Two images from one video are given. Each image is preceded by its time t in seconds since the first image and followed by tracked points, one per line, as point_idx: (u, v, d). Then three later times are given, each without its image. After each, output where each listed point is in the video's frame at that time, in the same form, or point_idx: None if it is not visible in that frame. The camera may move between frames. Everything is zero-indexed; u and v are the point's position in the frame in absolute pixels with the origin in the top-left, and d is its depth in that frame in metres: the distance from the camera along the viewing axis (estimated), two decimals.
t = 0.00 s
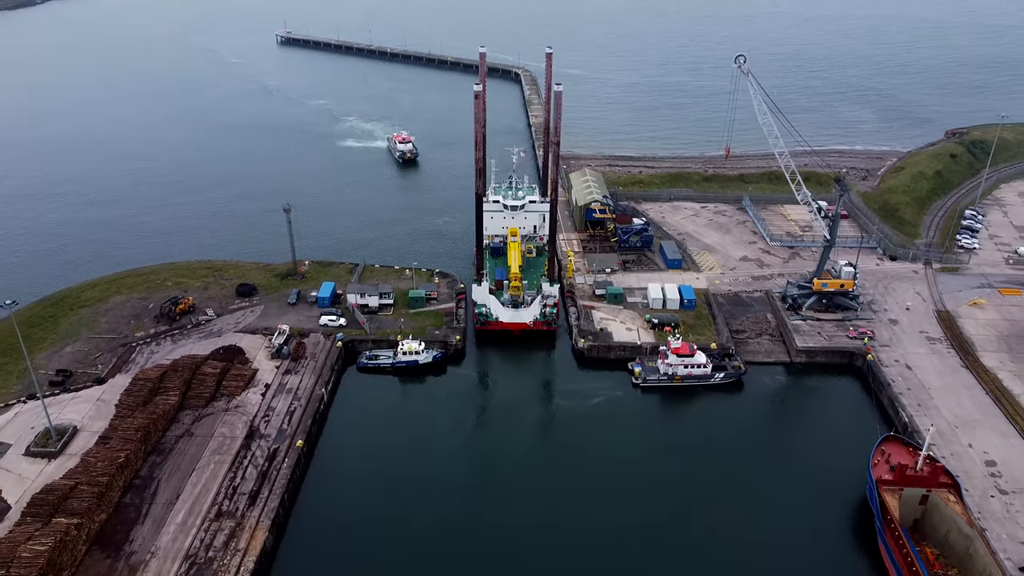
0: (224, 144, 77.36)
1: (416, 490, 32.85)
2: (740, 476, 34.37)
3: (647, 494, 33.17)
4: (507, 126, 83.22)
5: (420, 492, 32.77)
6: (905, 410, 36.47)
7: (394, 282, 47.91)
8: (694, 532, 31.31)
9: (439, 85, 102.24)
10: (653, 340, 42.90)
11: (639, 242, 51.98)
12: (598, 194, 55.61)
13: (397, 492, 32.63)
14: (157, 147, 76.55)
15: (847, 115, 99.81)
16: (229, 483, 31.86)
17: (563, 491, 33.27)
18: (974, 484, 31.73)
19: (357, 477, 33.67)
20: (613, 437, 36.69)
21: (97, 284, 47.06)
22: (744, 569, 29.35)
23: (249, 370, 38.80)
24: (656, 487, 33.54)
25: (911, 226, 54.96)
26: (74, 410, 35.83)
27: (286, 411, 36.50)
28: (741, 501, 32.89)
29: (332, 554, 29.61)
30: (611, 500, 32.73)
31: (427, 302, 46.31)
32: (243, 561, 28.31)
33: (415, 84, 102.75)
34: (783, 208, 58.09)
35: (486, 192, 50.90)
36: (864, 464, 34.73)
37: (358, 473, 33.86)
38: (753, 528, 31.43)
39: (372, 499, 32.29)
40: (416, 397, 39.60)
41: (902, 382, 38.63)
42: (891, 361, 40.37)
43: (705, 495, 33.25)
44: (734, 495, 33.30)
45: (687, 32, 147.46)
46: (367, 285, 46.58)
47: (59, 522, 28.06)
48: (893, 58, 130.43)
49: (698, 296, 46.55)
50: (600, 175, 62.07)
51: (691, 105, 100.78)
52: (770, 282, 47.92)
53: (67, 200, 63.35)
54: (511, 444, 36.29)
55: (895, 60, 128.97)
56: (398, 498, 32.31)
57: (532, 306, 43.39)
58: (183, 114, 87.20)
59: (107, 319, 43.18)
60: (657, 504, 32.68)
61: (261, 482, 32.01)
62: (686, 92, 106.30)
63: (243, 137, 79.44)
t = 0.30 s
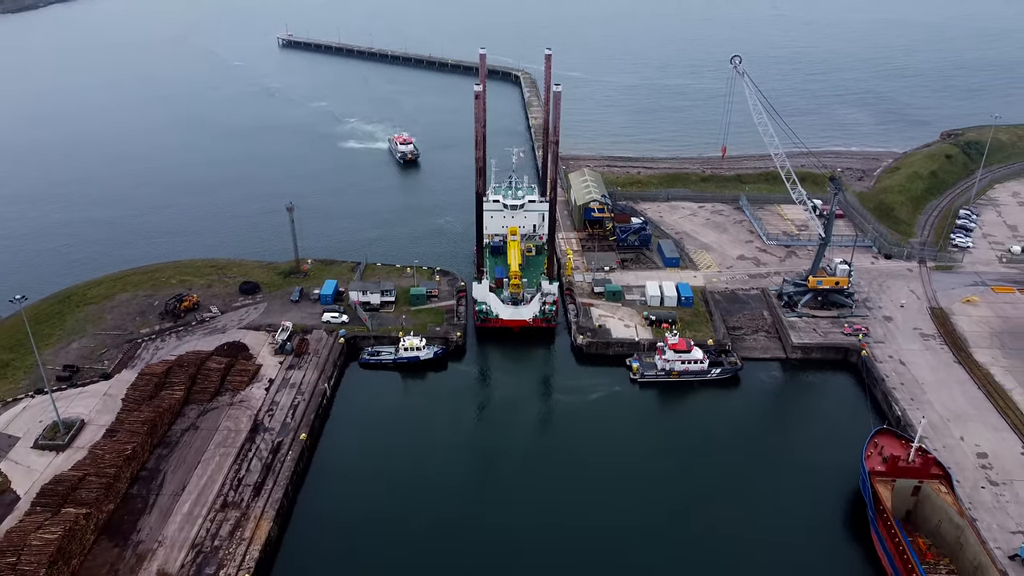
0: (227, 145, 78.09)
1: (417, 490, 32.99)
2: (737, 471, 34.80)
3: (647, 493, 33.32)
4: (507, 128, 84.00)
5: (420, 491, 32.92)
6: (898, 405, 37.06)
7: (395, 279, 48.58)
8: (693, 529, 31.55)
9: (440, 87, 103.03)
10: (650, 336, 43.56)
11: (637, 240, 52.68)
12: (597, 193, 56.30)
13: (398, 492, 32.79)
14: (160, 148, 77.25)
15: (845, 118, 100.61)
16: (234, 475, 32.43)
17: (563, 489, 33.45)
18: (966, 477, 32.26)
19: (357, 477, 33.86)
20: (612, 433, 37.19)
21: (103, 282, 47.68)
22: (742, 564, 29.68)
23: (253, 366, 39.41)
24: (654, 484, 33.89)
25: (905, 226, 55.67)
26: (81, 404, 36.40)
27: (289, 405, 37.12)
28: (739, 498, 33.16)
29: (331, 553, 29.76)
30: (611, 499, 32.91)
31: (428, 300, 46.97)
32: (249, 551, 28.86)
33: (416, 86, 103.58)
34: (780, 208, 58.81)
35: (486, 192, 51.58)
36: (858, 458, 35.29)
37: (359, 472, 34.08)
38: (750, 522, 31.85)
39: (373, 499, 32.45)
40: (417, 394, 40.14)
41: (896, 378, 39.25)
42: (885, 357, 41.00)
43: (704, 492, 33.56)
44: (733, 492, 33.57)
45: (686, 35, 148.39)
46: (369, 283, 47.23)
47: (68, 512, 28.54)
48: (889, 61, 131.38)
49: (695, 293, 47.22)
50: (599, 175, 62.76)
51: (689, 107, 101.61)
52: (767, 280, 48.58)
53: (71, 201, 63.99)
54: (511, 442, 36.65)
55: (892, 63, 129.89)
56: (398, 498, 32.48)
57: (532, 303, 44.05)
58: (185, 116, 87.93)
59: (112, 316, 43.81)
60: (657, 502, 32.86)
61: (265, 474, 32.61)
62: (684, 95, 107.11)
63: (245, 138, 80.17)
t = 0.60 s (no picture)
0: (230, 152, 79.09)
1: (418, 493, 33.37)
2: (734, 472, 35.26)
3: (647, 495, 33.71)
4: (508, 135, 84.96)
5: (421, 493, 33.35)
6: (893, 405, 37.61)
7: (396, 283, 49.31)
8: (691, 529, 31.98)
9: (440, 95, 104.13)
10: (648, 339, 44.21)
11: (635, 245, 53.44)
12: (596, 199, 57.05)
13: (399, 494, 33.19)
14: (164, 155, 78.20)
15: (841, 126, 101.64)
16: (239, 473, 32.97)
17: (563, 491, 33.85)
18: (958, 475, 32.78)
19: (358, 479, 34.31)
20: (610, 434, 37.72)
21: (108, 286, 48.36)
22: (738, 564, 30.11)
23: (257, 367, 40.00)
24: (652, 485, 34.31)
25: (900, 231, 56.43)
26: (87, 404, 36.95)
27: (293, 405, 37.70)
28: (738, 499, 33.54)
29: (332, 554, 30.15)
30: (610, 500, 33.30)
31: (429, 303, 47.64)
32: (253, 547, 29.35)
33: (417, 94, 104.71)
34: (776, 213, 59.63)
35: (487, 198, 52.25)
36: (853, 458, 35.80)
37: (360, 475, 34.51)
38: (747, 520, 32.33)
39: (374, 501, 32.88)
40: (419, 395, 40.72)
41: (889, 379, 39.86)
42: (879, 358, 41.64)
43: (701, 492, 34.03)
44: (731, 493, 33.96)
45: (684, 45, 149.85)
46: (371, 286, 47.93)
47: (76, 508, 29.03)
48: (885, 70, 132.70)
49: (693, 297, 47.90)
50: (598, 181, 63.56)
51: (687, 116, 102.68)
52: (763, 284, 49.28)
53: (76, 207, 64.77)
54: (511, 443, 37.10)
55: (889, 72, 131.18)
56: (400, 500, 32.88)
57: (531, 306, 44.73)
58: (189, 125, 88.98)
59: (118, 319, 44.48)
60: (657, 504, 33.23)
61: (269, 472, 33.16)
62: (682, 103, 108.28)
63: (247, 146, 81.16)
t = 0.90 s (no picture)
0: (233, 162, 80.05)
1: (419, 494, 33.88)
2: (730, 473, 35.80)
3: (644, 496, 34.21)
4: (507, 145, 85.97)
5: (422, 494, 33.87)
6: (887, 409, 38.17)
7: (398, 290, 50.04)
8: (688, 529, 32.48)
9: (441, 107, 105.37)
10: (646, 344, 44.86)
11: (633, 253, 54.18)
12: (595, 207, 57.77)
13: (400, 495, 33.71)
14: (167, 165, 79.10)
15: (838, 137, 102.72)
16: (243, 474, 33.51)
17: (562, 492, 34.37)
18: (951, 476, 33.32)
19: (360, 481, 34.77)
20: (608, 437, 38.28)
21: (113, 293, 49.07)
22: (735, 563, 30.59)
23: (260, 372, 40.59)
24: (651, 487, 34.83)
25: (895, 239, 57.20)
26: (93, 408, 37.51)
27: (296, 408, 38.27)
28: (734, 500, 34.07)
29: (334, 555, 30.61)
30: (609, 502, 33.81)
31: (430, 309, 48.35)
32: (257, 546, 29.86)
33: (418, 106, 105.94)
34: (772, 222, 60.42)
35: (487, 206, 52.92)
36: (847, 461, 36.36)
37: (362, 477, 35.06)
38: (743, 520, 32.86)
39: (375, 502, 33.42)
40: (420, 399, 41.30)
41: (884, 383, 40.45)
42: (873, 363, 42.26)
43: (698, 493, 34.55)
44: (727, 494, 34.50)
45: (682, 57, 151.39)
46: (373, 293, 48.67)
47: (84, 508, 29.56)
48: (881, 82, 134.10)
49: (690, 303, 48.60)
50: (597, 191, 64.42)
51: (685, 127, 103.77)
52: (759, 291, 50.01)
53: (80, 216, 65.57)
54: (511, 446, 37.66)
55: (885, 84, 132.56)
56: (401, 501, 33.40)
57: (531, 312, 45.38)
58: (192, 135, 89.98)
59: (123, 325, 45.14)
60: (655, 506, 33.71)
61: (273, 474, 33.71)
62: (680, 115, 109.48)
63: (250, 156, 82.10)
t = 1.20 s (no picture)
0: (235, 173, 81.03)
1: (420, 496, 34.35)
2: (726, 476, 36.32)
3: (642, 498, 34.71)
4: (507, 157, 87.01)
5: (423, 496, 34.34)
6: (881, 413, 38.75)
7: (399, 297, 50.76)
8: (685, 530, 32.97)
9: (441, 119, 106.60)
10: (643, 350, 45.51)
11: (631, 261, 54.96)
12: (592, 216, 58.39)
13: (401, 497, 34.19)
14: (170, 176, 80.07)
15: (834, 149, 103.85)
16: (247, 477, 34.01)
17: (561, 495, 34.85)
18: (943, 478, 33.86)
19: (361, 484, 35.24)
20: (606, 440, 38.81)
21: (118, 301, 49.75)
22: (733, 562, 31.03)
23: (263, 378, 41.17)
24: (647, 491, 35.23)
25: (889, 248, 58.01)
26: (99, 413, 38.04)
27: (298, 413, 38.82)
28: (730, 502, 34.58)
29: (336, 555, 31.08)
30: (607, 503, 34.30)
31: (430, 316, 49.05)
32: (261, 546, 30.33)
33: (418, 118, 107.20)
34: (768, 232, 61.26)
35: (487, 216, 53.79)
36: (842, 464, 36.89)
37: (363, 479, 35.55)
38: (740, 522, 33.33)
39: (377, 503, 33.90)
40: (422, 404, 41.86)
41: (878, 388, 41.05)
42: (867, 368, 42.89)
43: (695, 495, 35.06)
44: (724, 496, 35.00)
45: (679, 71, 152.99)
46: (374, 300, 49.39)
47: (90, 509, 30.06)
48: (877, 95, 135.56)
49: (687, 311, 49.31)
50: (595, 201, 65.27)
51: (682, 139, 105.02)
52: (755, 298, 50.74)
53: (84, 226, 66.39)
54: (511, 450, 38.17)
55: (880, 97, 133.99)
56: (402, 503, 33.86)
57: (530, 319, 45.99)
58: (194, 147, 91.05)
59: (128, 332, 45.77)
60: (652, 507, 34.19)
61: (276, 476, 34.21)
62: (677, 127, 110.70)
63: (252, 168, 83.11)
